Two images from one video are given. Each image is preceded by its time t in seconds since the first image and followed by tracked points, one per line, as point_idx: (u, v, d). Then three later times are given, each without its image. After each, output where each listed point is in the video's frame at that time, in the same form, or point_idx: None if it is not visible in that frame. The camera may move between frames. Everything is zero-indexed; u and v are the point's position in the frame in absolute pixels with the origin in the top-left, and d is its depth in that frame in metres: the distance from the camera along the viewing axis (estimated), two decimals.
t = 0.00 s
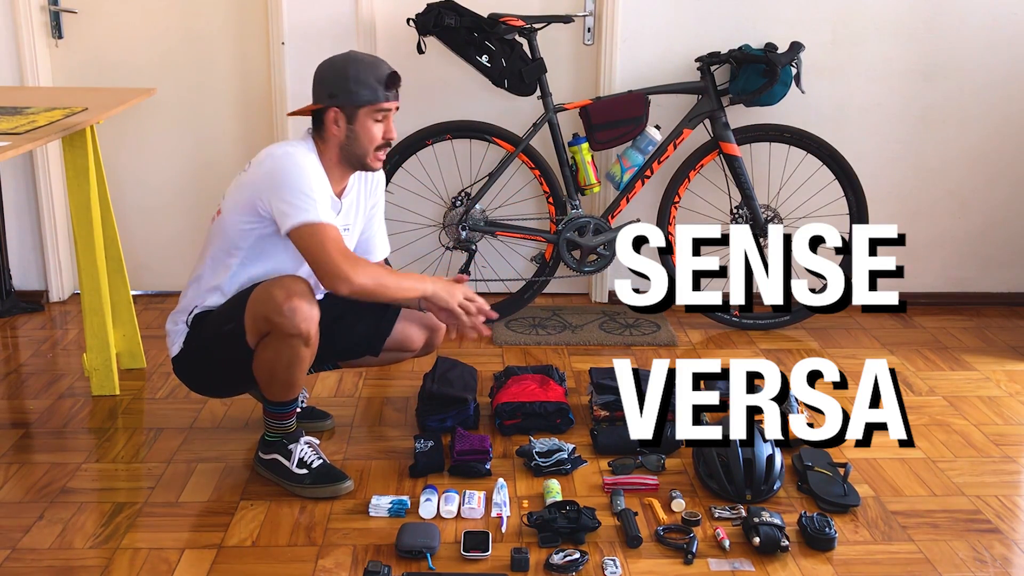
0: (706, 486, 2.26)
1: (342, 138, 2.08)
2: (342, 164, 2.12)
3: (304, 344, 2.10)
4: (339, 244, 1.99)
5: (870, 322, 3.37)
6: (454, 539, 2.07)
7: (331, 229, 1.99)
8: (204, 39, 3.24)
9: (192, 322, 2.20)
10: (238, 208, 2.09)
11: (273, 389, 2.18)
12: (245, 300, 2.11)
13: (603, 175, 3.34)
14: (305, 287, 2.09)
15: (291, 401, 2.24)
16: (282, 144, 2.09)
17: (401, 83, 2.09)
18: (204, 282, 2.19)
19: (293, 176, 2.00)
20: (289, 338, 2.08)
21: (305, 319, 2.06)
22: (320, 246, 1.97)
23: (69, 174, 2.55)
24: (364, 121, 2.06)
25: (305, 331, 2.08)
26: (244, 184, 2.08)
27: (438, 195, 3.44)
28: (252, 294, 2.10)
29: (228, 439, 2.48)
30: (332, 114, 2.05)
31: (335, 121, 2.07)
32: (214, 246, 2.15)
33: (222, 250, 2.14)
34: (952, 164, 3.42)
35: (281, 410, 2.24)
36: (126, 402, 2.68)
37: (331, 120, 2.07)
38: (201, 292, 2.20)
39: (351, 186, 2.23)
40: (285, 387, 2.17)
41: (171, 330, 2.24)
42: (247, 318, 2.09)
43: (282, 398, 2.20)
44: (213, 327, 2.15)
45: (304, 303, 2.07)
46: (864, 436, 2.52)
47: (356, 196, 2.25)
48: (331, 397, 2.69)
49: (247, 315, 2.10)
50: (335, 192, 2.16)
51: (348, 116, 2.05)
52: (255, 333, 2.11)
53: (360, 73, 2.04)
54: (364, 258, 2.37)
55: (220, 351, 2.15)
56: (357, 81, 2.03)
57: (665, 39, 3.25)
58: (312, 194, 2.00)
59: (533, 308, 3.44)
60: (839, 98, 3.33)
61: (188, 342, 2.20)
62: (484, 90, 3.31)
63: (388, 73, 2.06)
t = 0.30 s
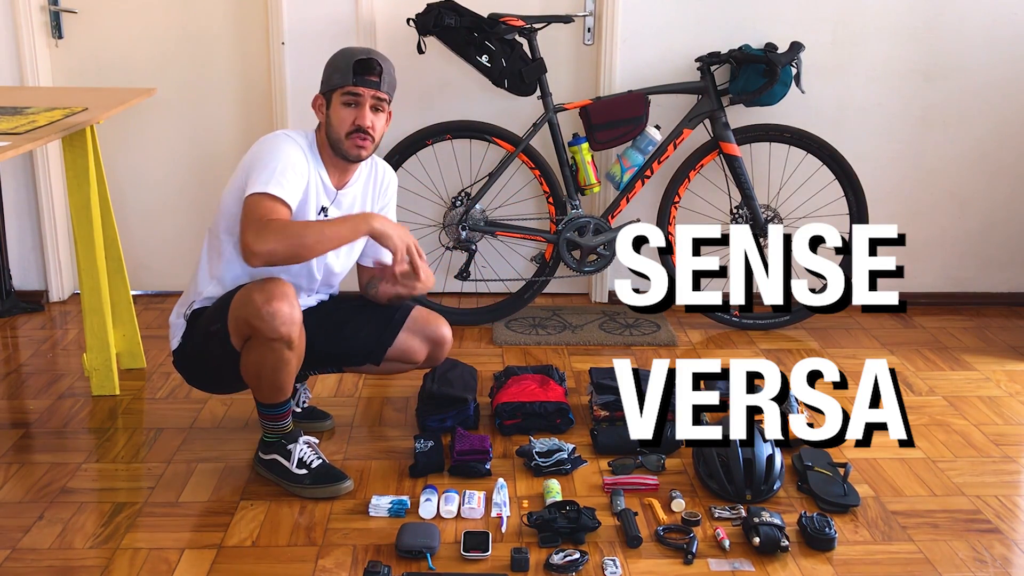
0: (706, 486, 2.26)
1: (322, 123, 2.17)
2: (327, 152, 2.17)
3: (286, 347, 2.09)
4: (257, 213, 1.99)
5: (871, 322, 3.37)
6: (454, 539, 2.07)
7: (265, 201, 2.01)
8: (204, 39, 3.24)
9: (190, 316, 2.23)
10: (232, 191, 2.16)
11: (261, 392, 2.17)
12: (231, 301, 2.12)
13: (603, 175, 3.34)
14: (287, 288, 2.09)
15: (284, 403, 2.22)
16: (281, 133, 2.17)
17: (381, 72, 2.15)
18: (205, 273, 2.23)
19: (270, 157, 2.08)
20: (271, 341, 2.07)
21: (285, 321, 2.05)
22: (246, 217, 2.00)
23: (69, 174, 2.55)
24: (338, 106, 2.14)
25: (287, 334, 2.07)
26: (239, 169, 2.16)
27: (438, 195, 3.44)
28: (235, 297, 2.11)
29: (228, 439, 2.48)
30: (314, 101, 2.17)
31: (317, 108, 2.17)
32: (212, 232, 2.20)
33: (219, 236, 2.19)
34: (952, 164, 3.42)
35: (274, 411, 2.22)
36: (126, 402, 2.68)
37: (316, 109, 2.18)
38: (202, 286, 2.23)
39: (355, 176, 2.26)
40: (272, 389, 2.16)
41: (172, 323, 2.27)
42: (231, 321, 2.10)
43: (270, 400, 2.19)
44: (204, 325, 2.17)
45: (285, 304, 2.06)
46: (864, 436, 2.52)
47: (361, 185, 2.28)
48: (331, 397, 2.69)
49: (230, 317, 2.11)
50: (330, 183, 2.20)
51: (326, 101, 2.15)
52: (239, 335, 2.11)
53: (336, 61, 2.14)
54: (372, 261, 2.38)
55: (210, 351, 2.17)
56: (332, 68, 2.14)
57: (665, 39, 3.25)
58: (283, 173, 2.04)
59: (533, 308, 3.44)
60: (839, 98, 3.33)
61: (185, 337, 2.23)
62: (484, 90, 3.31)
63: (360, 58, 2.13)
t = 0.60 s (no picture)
0: (706, 486, 2.26)
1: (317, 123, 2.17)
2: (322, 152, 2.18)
3: (279, 342, 2.08)
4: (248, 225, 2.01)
5: (871, 322, 3.37)
6: (454, 539, 2.07)
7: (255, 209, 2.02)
8: (204, 39, 3.24)
9: (188, 315, 2.24)
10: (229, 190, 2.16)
11: (257, 391, 2.16)
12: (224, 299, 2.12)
13: (603, 175, 3.34)
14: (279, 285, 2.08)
15: (280, 401, 2.22)
16: (276, 132, 2.17)
17: (375, 72, 2.15)
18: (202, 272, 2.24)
19: (263, 159, 2.08)
20: (264, 338, 2.07)
21: (277, 317, 2.05)
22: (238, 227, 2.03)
23: (69, 174, 2.55)
24: (331, 106, 2.14)
25: (279, 330, 2.07)
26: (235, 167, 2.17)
27: (438, 195, 3.44)
28: (226, 295, 2.10)
29: (228, 439, 2.48)
30: (311, 101, 2.18)
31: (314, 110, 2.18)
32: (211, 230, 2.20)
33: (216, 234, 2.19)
34: (952, 164, 3.42)
35: (269, 410, 2.21)
36: (126, 402, 2.68)
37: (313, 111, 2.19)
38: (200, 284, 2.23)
39: (355, 175, 2.26)
40: (267, 387, 2.15)
41: (172, 321, 2.28)
42: (224, 319, 2.10)
43: (266, 399, 2.18)
44: (201, 325, 2.17)
45: (277, 301, 2.05)
46: (864, 436, 2.52)
47: (360, 183, 2.27)
48: (331, 397, 2.69)
49: (222, 315, 2.10)
50: (327, 182, 2.20)
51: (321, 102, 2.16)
52: (232, 333, 2.11)
53: (330, 61, 2.15)
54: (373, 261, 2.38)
55: (207, 350, 2.17)
56: (326, 68, 2.15)
57: (665, 39, 3.25)
58: (274, 177, 2.06)
59: (533, 308, 3.44)
60: (839, 99, 3.33)
61: (183, 337, 2.24)
62: (484, 90, 3.31)
63: (353, 58, 2.13)
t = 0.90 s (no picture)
0: (706, 486, 2.26)
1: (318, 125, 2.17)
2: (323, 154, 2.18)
3: (283, 344, 2.08)
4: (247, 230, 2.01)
5: (871, 322, 3.37)
6: (454, 539, 2.07)
7: (254, 213, 2.02)
8: (204, 39, 3.24)
9: (190, 315, 2.25)
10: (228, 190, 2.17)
11: (260, 391, 2.16)
12: (228, 300, 2.11)
13: (603, 175, 3.34)
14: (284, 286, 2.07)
15: (282, 402, 2.22)
16: (276, 133, 2.18)
17: (376, 74, 2.14)
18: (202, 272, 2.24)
19: (262, 160, 2.09)
20: (267, 340, 2.06)
21: (281, 319, 2.04)
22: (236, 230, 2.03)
23: (69, 174, 2.55)
24: (332, 108, 2.14)
25: (283, 332, 2.06)
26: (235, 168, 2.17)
27: (438, 194, 3.44)
28: (231, 295, 2.10)
29: (228, 439, 2.48)
30: (311, 103, 2.18)
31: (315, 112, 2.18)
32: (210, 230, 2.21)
33: (216, 235, 2.20)
34: (952, 164, 3.42)
35: (272, 411, 2.22)
36: (126, 402, 2.68)
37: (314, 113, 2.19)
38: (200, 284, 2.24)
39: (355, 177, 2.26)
40: (270, 387, 2.15)
41: (172, 322, 2.28)
42: (228, 319, 2.09)
43: (269, 399, 2.18)
44: (202, 325, 2.17)
45: (280, 303, 2.04)
46: (864, 436, 2.52)
47: (360, 186, 2.28)
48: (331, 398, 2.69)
49: (227, 316, 2.10)
50: (327, 185, 2.21)
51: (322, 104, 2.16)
52: (236, 334, 2.11)
53: (331, 63, 2.15)
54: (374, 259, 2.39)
55: (208, 350, 2.17)
56: (327, 70, 2.15)
57: (665, 39, 3.25)
58: (274, 178, 2.06)
59: (533, 308, 3.44)
60: (839, 99, 3.33)
61: (184, 337, 2.24)
62: (484, 90, 3.31)
63: (354, 60, 2.13)
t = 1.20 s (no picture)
0: (706, 486, 2.26)
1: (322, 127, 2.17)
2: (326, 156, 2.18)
3: (284, 346, 2.07)
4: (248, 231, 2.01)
5: (871, 322, 3.37)
6: (454, 539, 2.07)
7: (256, 213, 2.02)
8: (204, 39, 3.24)
9: (191, 316, 2.25)
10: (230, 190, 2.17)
11: (261, 392, 2.16)
12: (229, 301, 2.11)
13: (603, 175, 3.34)
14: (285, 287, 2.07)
15: (283, 403, 2.22)
16: (279, 133, 2.18)
17: (382, 76, 2.15)
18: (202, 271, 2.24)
19: (265, 160, 2.09)
20: (269, 341, 2.06)
21: (282, 320, 2.04)
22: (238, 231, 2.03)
23: (69, 173, 2.55)
24: (337, 111, 2.14)
25: (284, 333, 2.06)
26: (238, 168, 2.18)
27: (438, 194, 3.44)
28: (233, 296, 2.10)
29: (228, 439, 2.48)
30: (315, 105, 2.18)
31: (319, 113, 2.18)
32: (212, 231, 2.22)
33: (218, 235, 2.21)
34: (952, 164, 3.42)
35: (273, 412, 2.21)
36: (126, 402, 2.68)
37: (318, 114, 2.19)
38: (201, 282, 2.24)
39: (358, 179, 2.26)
40: (271, 388, 2.15)
41: (173, 323, 2.28)
42: (229, 320, 2.09)
43: (270, 400, 2.18)
44: (203, 325, 2.17)
45: (281, 304, 2.04)
46: (864, 436, 2.52)
47: (362, 188, 2.28)
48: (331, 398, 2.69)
49: (229, 316, 2.10)
50: (329, 187, 2.21)
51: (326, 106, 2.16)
52: (238, 334, 2.10)
53: (336, 65, 2.14)
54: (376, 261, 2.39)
55: (209, 351, 2.17)
56: (333, 72, 2.14)
57: (665, 39, 3.25)
58: (275, 178, 2.06)
59: (533, 308, 3.44)
60: (839, 99, 3.33)
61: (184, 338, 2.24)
62: (484, 90, 3.31)
63: (359, 62, 2.13)
